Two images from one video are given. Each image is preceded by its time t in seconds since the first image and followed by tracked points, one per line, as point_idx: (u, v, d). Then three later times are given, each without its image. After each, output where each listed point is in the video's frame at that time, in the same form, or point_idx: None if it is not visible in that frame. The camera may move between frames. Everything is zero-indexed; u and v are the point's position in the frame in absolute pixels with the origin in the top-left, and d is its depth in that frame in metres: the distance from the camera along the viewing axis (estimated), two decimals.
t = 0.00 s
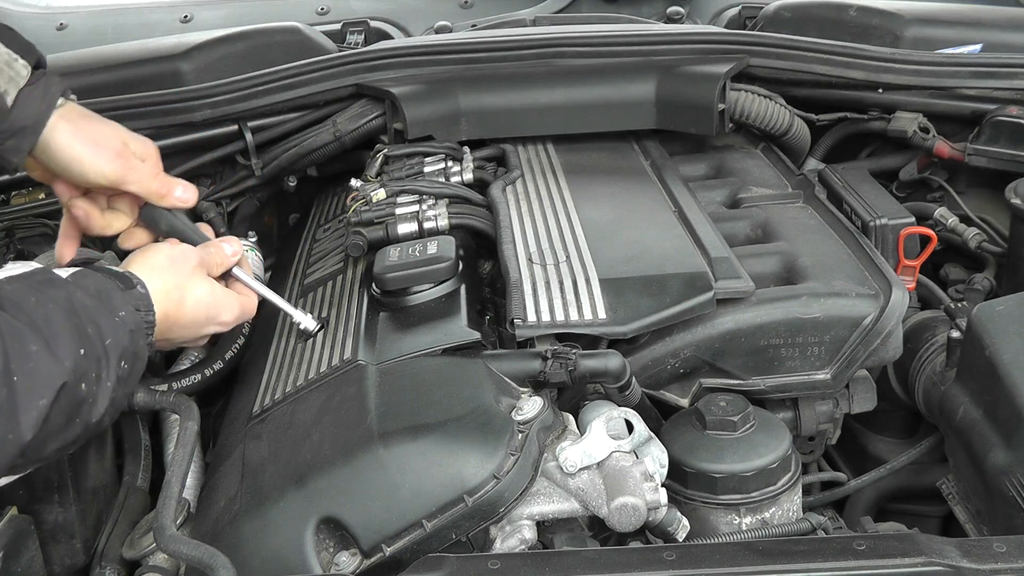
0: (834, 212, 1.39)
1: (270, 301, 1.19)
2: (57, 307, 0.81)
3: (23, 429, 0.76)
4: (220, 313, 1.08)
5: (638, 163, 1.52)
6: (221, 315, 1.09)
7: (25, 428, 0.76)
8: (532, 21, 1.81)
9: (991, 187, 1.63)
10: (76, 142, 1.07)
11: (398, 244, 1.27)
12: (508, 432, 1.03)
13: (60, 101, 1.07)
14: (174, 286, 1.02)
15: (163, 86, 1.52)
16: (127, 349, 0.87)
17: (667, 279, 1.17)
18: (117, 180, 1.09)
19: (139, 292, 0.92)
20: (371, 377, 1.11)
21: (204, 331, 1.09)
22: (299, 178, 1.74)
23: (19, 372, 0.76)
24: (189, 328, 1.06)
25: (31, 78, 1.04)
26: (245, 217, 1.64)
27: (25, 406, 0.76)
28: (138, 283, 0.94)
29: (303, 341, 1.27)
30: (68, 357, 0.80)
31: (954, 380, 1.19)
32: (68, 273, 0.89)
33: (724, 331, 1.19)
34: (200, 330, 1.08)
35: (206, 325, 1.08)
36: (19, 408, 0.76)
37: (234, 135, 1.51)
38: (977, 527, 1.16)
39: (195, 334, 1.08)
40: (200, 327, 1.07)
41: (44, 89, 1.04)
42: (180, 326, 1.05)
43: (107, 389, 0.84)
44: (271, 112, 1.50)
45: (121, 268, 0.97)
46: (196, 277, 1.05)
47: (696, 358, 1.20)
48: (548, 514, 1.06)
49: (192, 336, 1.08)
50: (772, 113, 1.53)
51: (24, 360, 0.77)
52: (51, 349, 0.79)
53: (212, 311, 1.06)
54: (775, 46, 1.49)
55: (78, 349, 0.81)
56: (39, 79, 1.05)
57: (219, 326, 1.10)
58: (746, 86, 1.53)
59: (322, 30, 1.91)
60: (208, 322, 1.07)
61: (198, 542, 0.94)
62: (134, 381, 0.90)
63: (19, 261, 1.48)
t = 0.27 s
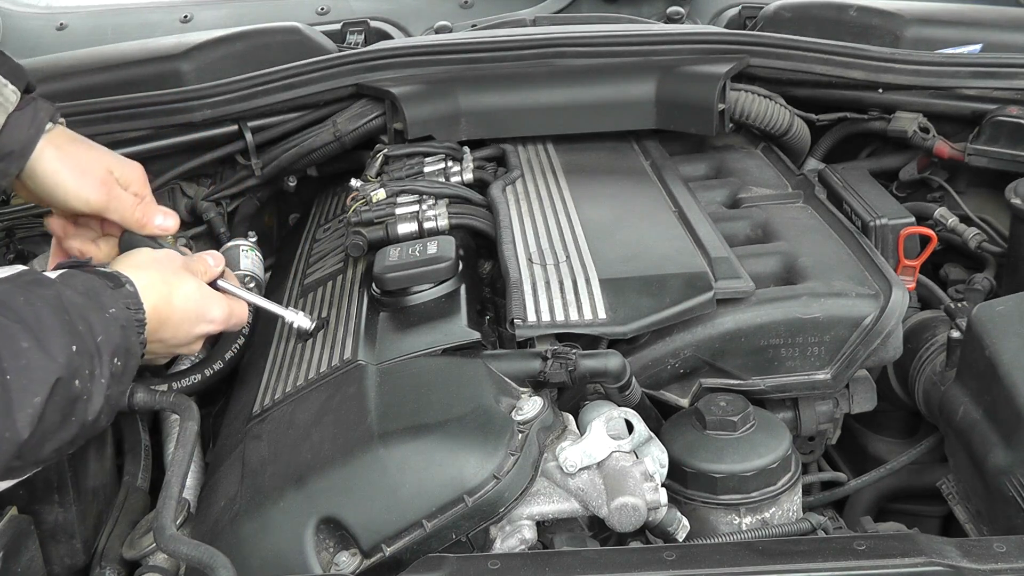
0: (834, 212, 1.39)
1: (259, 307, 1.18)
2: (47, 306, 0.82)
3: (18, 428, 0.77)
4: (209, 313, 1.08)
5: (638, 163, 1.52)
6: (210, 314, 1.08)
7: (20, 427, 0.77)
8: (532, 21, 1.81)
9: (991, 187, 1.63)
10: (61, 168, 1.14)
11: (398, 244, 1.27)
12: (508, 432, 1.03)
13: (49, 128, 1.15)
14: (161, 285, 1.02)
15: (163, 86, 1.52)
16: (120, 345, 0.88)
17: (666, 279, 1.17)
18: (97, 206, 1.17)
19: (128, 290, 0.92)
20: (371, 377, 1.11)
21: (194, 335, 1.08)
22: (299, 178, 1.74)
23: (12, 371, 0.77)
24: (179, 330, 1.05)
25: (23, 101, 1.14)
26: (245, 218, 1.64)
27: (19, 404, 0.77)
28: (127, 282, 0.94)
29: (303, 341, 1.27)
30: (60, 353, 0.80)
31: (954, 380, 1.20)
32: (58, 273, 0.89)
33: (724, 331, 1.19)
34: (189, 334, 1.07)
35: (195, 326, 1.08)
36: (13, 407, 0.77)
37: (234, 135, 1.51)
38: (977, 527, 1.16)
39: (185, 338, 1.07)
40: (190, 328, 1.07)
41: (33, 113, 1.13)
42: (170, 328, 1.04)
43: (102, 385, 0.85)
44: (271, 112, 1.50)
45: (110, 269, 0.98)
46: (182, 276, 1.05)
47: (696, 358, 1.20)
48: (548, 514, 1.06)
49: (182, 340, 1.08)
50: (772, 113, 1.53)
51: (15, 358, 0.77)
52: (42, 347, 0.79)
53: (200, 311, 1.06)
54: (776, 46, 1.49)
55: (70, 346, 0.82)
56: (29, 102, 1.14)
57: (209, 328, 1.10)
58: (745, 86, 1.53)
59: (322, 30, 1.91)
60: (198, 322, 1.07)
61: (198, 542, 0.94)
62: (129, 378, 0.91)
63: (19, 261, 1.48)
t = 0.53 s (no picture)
0: (834, 212, 1.39)
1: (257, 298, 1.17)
2: (38, 305, 0.82)
3: (17, 422, 0.78)
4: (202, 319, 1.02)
5: (638, 163, 1.52)
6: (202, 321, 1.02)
7: (18, 421, 0.78)
8: (532, 21, 1.81)
9: (991, 187, 1.63)
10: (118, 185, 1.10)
11: (398, 244, 1.27)
12: (508, 432, 1.04)
13: (100, 143, 1.11)
14: (149, 288, 0.97)
15: (163, 86, 1.52)
16: (111, 339, 0.87)
17: (666, 279, 1.17)
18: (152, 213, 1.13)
19: (118, 289, 0.91)
20: (371, 377, 1.11)
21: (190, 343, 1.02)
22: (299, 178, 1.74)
23: (7, 367, 0.78)
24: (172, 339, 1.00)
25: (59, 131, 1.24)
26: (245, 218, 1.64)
27: (16, 399, 0.78)
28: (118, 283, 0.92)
29: (303, 341, 1.27)
30: (50, 347, 0.81)
31: (954, 380, 1.20)
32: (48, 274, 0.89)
33: (724, 331, 1.19)
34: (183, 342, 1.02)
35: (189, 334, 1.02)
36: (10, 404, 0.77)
37: (234, 135, 1.51)
38: (977, 527, 1.16)
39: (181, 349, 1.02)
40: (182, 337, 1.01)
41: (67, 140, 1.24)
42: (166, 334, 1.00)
43: (96, 379, 0.85)
44: (271, 112, 1.50)
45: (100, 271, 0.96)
46: (173, 279, 1.00)
47: (696, 358, 1.20)
48: (548, 514, 1.06)
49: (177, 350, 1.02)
50: (772, 113, 1.53)
51: (8, 353, 0.78)
52: (34, 342, 0.80)
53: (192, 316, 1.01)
54: (775, 47, 1.49)
55: (61, 340, 0.82)
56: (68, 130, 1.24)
57: (206, 335, 1.05)
58: (745, 86, 1.53)
59: (322, 30, 1.91)
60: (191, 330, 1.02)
61: (198, 542, 0.94)
62: (126, 374, 0.89)
63: (18, 261, 1.45)
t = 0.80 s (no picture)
0: (834, 212, 1.39)
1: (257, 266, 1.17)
2: (29, 283, 0.81)
3: (17, 405, 0.77)
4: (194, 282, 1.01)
5: (639, 163, 1.52)
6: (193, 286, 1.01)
7: (16, 403, 0.77)
8: (532, 21, 1.81)
9: (991, 187, 1.63)
10: (187, 149, 1.16)
11: (398, 244, 1.27)
12: (508, 432, 1.04)
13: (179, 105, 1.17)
14: (135, 264, 0.96)
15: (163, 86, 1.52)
16: (105, 317, 0.86)
17: (666, 279, 1.17)
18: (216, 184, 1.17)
19: (109, 268, 0.89)
20: (371, 376, 1.11)
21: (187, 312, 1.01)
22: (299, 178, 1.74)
23: None
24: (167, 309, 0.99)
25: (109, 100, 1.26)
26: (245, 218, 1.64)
27: (12, 381, 0.77)
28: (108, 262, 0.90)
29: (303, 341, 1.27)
30: (44, 327, 0.80)
31: (954, 380, 1.20)
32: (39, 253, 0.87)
33: (724, 331, 1.19)
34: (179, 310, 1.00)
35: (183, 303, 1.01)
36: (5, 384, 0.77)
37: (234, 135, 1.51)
38: (977, 527, 1.16)
39: (180, 319, 1.00)
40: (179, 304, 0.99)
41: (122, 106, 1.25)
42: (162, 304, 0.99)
43: (93, 357, 0.84)
44: (271, 112, 1.50)
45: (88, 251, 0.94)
46: (157, 251, 0.99)
47: (696, 358, 1.20)
48: (548, 514, 1.06)
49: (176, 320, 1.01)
50: (772, 113, 1.53)
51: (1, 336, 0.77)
52: (27, 324, 0.79)
53: (183, 283, 1.00)
54: (775, 47, 1.49)
55: (55, 319, 0.81)
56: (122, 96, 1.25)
57: (204, 301, 1.03)
58: (746, 86, 1.53)
59: (322, 30, 1.91)
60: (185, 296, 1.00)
61: (198, 542, 0.94)
62: (124, 352, 0.88)
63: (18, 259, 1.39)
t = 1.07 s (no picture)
0: (834, 212, 1.39)
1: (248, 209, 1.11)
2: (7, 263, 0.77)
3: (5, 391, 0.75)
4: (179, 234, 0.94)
5: (639, 163, 1.52)
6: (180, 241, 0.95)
7: (4, 390, 0.75)
8: (532, 21, 1.81)
9: (991, 187, 1.63)
10: (186, 87, 1.14)
11: (398, 244, 1.27)
12: (508, 432, 1.04)
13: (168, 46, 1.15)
14: (113, 233, 0.90)
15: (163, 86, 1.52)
16: (90, 293, 0.82)
17: (666, 278, 1.17)
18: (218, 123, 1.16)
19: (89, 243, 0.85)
20: (371, 376, 1.11)
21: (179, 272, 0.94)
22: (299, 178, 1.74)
23: None
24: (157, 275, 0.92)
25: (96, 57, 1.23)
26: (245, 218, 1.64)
27: None
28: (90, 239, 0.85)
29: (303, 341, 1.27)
30: (26, 307, 0.76)
31: (954, 380, 1.20)
32: (18, 235, 0.83)
33: (724, 331, 1.19)
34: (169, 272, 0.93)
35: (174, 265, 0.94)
36: None
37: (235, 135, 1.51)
38: (977, 527, 1.16)
39: (175, 280, 0.93)
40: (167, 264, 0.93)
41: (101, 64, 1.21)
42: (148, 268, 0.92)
43: (79, 336, 0.80)
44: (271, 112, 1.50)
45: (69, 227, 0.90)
46: (132, 215, 0.93)
47: (696, 358, 1.20)
48: (548, 514, 1.06)
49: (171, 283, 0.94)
50: (772, 113, 1.53)
51: None
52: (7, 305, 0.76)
53: (165, 239, 0.93)
54: (775, 47, 1.49)
55: (37, 298, 0.77)
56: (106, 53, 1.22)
57: (196, 252, 0.96)
58: (746, 86, 1.53)
59: (323, 30, 1.91)
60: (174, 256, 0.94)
61: (198, 542, 0.94)
62: (114, 330, 0.84)
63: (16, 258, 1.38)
